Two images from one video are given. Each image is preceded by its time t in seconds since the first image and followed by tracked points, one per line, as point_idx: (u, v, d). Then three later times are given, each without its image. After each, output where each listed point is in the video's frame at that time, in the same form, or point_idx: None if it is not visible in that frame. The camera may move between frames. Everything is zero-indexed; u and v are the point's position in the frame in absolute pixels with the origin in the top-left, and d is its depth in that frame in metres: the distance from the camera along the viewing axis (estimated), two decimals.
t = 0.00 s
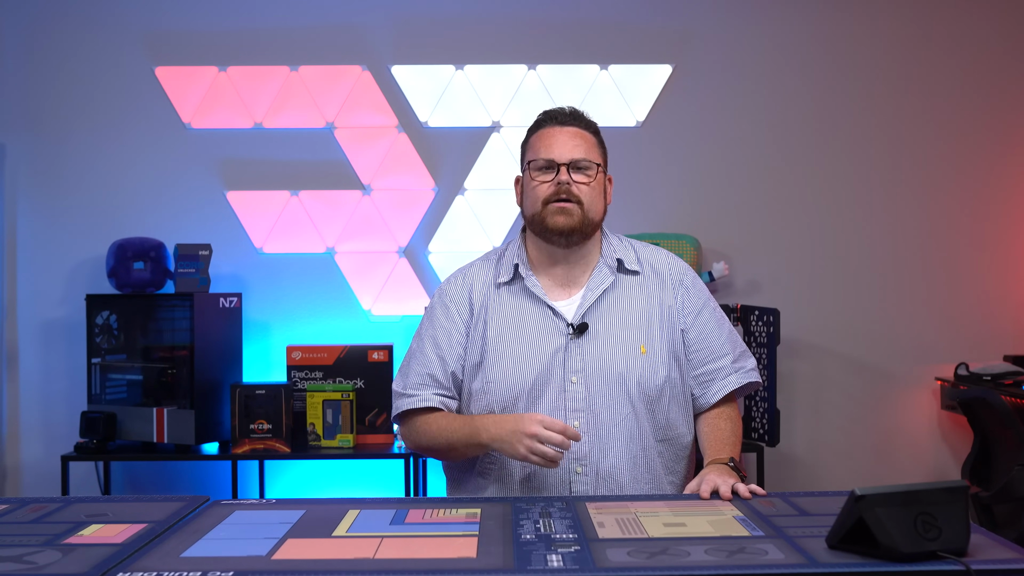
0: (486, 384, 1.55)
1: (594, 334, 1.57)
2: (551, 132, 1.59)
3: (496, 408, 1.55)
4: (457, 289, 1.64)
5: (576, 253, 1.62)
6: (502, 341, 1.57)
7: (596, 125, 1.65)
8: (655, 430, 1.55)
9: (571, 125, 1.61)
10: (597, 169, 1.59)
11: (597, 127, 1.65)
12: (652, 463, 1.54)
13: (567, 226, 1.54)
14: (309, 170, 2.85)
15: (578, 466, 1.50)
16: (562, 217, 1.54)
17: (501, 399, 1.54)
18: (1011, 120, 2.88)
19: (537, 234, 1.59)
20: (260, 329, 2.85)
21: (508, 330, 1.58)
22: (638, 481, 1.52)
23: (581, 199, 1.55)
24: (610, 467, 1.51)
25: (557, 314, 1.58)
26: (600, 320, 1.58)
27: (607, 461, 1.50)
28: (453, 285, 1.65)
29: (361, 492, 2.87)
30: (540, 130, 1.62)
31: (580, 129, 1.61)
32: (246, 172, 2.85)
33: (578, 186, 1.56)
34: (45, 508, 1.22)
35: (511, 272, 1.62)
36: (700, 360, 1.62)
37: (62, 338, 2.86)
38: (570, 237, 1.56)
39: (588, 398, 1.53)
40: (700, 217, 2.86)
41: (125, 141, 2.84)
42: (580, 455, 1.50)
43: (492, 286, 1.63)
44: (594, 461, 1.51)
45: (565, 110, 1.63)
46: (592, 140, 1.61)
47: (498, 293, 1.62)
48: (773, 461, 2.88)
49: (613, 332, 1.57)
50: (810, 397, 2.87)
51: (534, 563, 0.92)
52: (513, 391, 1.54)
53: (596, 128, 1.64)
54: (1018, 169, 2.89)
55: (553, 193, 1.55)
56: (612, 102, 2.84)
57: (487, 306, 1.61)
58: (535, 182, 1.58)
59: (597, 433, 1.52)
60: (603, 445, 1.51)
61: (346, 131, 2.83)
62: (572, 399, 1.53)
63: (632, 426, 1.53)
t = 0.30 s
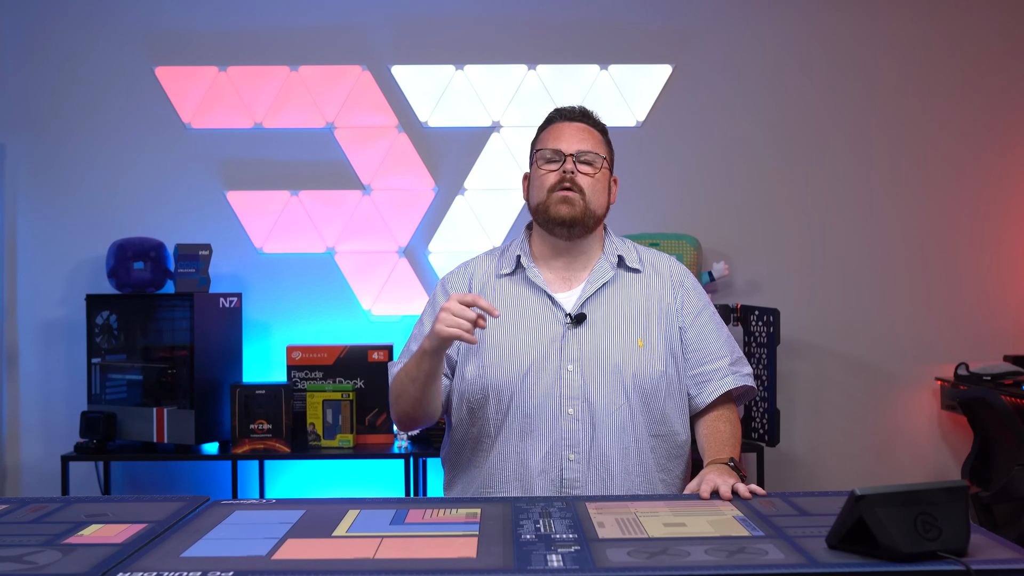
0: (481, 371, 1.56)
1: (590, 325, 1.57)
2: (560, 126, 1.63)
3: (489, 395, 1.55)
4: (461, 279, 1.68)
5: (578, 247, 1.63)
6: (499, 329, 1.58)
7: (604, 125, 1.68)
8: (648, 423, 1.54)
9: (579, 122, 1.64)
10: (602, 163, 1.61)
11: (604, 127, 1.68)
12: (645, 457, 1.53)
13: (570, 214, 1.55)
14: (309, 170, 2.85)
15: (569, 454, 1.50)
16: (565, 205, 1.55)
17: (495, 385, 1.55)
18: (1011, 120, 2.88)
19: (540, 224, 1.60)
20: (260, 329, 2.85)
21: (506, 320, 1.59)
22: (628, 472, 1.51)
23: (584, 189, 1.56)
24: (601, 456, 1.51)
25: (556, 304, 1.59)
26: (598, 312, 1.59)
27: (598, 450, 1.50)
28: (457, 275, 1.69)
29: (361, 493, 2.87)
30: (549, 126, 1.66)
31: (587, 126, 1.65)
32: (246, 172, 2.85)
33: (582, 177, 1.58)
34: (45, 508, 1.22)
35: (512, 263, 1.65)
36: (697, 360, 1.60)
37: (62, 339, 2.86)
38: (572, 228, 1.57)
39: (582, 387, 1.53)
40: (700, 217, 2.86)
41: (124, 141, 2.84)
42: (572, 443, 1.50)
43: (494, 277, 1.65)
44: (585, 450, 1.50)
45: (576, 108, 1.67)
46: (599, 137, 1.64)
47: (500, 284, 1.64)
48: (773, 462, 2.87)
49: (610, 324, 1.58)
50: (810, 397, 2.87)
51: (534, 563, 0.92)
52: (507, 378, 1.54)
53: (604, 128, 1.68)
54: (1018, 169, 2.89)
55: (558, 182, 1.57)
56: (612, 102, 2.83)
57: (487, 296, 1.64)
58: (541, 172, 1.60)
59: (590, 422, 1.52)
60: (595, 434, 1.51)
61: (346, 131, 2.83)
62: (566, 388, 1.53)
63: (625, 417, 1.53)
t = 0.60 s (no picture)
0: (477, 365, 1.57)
1: (588, 322, 1.57)
2: (568, 129, 1.64)
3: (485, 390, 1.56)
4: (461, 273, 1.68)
5: (581, 248, 1.63)
6: (497, 324, 1.59)
7: (611, 130, 1.69)
8: (642, 423, 1.54)
9: (588, 126, 1.65)
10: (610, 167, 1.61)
11: (612, 132, 1.69)
12: (637, 455, 1.53)
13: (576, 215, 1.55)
14: (309, 170, 2.85)
15: (562, 449, 1.50)
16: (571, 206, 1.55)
17: (491, 380, 1.55)
18: (1011, 120, 2.88)
19: (545, 224, 1.60)
20: (260, 329, 2.85)
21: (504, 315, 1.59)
22: (620, 469, 1.51)
23: (591, 190, 1.57)
24: (593, 453, 1.51)
25: (554, 301, 1.59)
26: (596, 310, 1.59)
27: (590, 446, 1.50)
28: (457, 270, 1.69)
29: (361, 492, 2.87)
30: (558, 128, 1.66)
31: (596, 130, 1.65)
32: (247, 172, 2.85)
33: (589, 178, 1.58)
34: (45, 508, 1.22)
35: (514, 261, 1.64)
36: (693, 362, 1.60)
37: (62, 338, 2.86)
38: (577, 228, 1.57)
39: (577, 384, 1.53)
40: (700, 217, 2.86)
41: (124, 141, 2.84)
42: (566, 438, 1.51)
43: (494, 273, 1.65)
44: (578, 445, 1.51)
45: (585, 112, 1.68)
46: (606, 142, 1.65)
47: (500, 280, 1.63)
48: (773, 462, 2.87)
49: (608, 323, 1.58)
50: (810, 397, 2.87)
51: (534, 563, 0.92)
52: (503, 374, 1.55)
53: (611, 133, 1.68)
54: (1018, 169, 2.89)
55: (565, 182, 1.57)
56: (612, 102, 2.83)
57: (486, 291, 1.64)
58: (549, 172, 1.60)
59: (583, 417, 1.52)
60: (588, 431, 1.51)
61: (346, 131, 2.83)
62: (561, 385, 1.53)
63: (618, 415, 1.53)
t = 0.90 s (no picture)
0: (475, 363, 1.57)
1: (586, 323, 1.57)
2: (572, 131, 1.63)
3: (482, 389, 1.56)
4: (461, 273, 1.68)
5: (582, 251, 1.63)
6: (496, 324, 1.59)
7: (613, 132, 1.69)
8: (638, 424, 1.54)
9: (590, 128, 1.65)
10: (612, 171, 1.62)
11: (613, 134, 1.69)
12: (633, 457, 1.53)
13: (578, 219, 1.56)
14: (309, 170, 2.85)
15: (558, 449, 1.50)
16: (574, 210, 1.56)
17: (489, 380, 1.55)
18: (1011, 120, 2.88)
19: (547, 226, 1.60)
20: (260, 329, 2.85)
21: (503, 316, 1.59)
22: (616, 470, 1.51)
23: (593, 194, 1.57)
24: (589, 453, 1.51)
25: (554, 301, 1.60)
26: (595, 311, 1.59)
27: (587, 446, 1.50)
28: (458, 269, 1.69)
29: (361, 492, 2.87)
30: (560, 130, 1.66)
31: (598, 132, 1.65)
32: (247, 173, 2.85)
33: (592, 182, 1.58)
34: (45, 508, 1.22)
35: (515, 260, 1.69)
36: (691, 365, 1.59)
37: (61, 338, 2.86)
38: (579, 232, 1.57)
39: (575, 385, 1.53)
40: (700, 217, 2.86)
41: (124, 141, 2.84)
42: (561, 438, 1.51)
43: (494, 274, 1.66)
44: (574, 446, 1.51)
45: (587, 114, 1.68)
46: (609, 144, 1.65)
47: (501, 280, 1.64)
48: (773, 462, 2.87)
49: (607, 324, 1.58)
50: (810, 397, 2.87)
51: (534, 563, 0.92)
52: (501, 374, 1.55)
53: (614, 135, 1.68)
54: (1018, 169, 2.89)
55: (568, 186, 1.57)
56: (612, 102, 2.83)
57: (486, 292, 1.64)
58: (551, 175, 1.60)
59: (581, 417, 1.52)
60: (585, 431, 1.51)
61: (346, 131, 2.83)
62: (560, 385, 1.53)
63: (615, 417, 1.53)
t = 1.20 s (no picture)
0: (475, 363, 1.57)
1: (587, 323, 1.57)
2: (570, 132, 1.63)
3: (482, 388, 1.56)
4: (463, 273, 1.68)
5: (583, 253, 1.64)
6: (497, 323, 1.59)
7: (612, 132, 1.68)
8: (637, 424, 1.54)
9: (589, 129, 1.65)
10: (611, 171, 1.62)
11: (612, 134, 1.69)
12: (632, 457, 1.52)
13: (580, 222, 1.56)
14: (309, 170, 2.85)
15: (557, 448, 1.50)
16: (575, 213, 1.56)
17: (489, 379, 1.55)
18: (1011, 120, 2.88)
19: (547, 229, 1.61)
20: (260, 329, 2.85)
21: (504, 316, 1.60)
22: (614, 470, 1.51)
23: (594, 197, 1.58)
24: (588, 452, 1.50)
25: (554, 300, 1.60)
26: (595, 311, 1.59)
27: (585, 446, 1.50)
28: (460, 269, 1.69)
29: (362, 492, 2.87)
30: (559, 131, 1.66)
31: (598, 132, 1.65)
32: (246, 173, 2.84)
33: (592, 184, 1.59)
34: (45, 508, 1.22)
35: (516, 261, 1.64)
36: (691, 366, 1.59)
37: (61, 338, 2.86)
38: (580, 235, 1.58)
39: (575, 384, 1.53)
40: (700, 217, 2.86)
41: (125, 141, 2.84)
42: (560, 437, 1.51)
43: (496, 274, 1.66)
44: (573, 445, 1.51)
45: (585, 114, 1.67)
46: (608, 144, 1.65)
47: (502, 280, 1.64)
48: (773, 462, 2.87)
49: (607, 324, 1.58)
50: (810, 397, 2.87)
51: (534, 563, 0.92)
52: (501, 373, 1.55)
53: (613, 134, 1.68)
54: (1018, 169, 2.89)
55: (568, 188, 1.58)
56: (612, 102, 2.83)
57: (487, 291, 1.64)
58: (551, 177, 1.60)
59: (580, 416, 1.52)
60: (584, 431, 1.51)
61: (346, 131, 2.83)
62: (559, 385, 1.53)
63: (614, 416, 1.52)
